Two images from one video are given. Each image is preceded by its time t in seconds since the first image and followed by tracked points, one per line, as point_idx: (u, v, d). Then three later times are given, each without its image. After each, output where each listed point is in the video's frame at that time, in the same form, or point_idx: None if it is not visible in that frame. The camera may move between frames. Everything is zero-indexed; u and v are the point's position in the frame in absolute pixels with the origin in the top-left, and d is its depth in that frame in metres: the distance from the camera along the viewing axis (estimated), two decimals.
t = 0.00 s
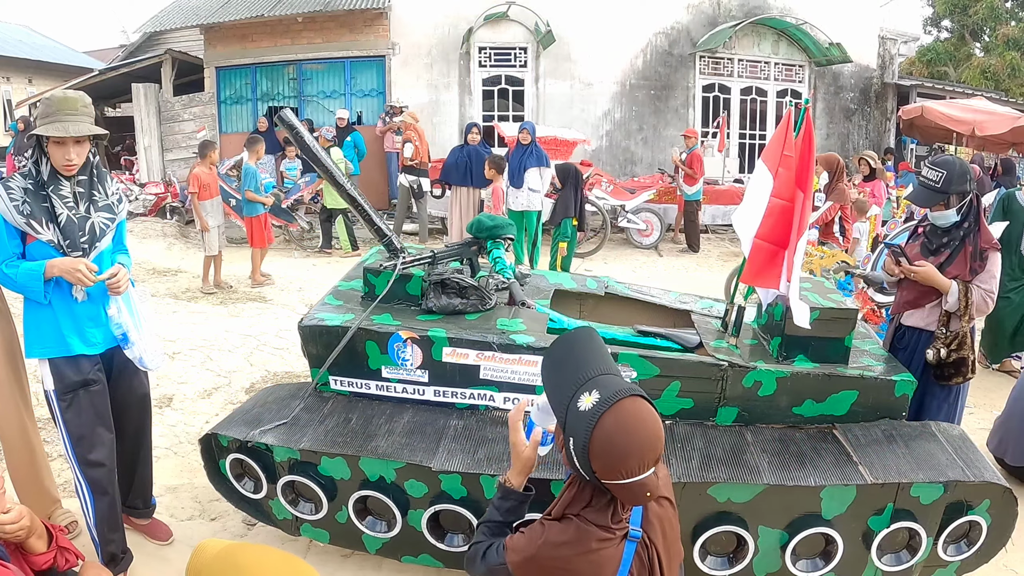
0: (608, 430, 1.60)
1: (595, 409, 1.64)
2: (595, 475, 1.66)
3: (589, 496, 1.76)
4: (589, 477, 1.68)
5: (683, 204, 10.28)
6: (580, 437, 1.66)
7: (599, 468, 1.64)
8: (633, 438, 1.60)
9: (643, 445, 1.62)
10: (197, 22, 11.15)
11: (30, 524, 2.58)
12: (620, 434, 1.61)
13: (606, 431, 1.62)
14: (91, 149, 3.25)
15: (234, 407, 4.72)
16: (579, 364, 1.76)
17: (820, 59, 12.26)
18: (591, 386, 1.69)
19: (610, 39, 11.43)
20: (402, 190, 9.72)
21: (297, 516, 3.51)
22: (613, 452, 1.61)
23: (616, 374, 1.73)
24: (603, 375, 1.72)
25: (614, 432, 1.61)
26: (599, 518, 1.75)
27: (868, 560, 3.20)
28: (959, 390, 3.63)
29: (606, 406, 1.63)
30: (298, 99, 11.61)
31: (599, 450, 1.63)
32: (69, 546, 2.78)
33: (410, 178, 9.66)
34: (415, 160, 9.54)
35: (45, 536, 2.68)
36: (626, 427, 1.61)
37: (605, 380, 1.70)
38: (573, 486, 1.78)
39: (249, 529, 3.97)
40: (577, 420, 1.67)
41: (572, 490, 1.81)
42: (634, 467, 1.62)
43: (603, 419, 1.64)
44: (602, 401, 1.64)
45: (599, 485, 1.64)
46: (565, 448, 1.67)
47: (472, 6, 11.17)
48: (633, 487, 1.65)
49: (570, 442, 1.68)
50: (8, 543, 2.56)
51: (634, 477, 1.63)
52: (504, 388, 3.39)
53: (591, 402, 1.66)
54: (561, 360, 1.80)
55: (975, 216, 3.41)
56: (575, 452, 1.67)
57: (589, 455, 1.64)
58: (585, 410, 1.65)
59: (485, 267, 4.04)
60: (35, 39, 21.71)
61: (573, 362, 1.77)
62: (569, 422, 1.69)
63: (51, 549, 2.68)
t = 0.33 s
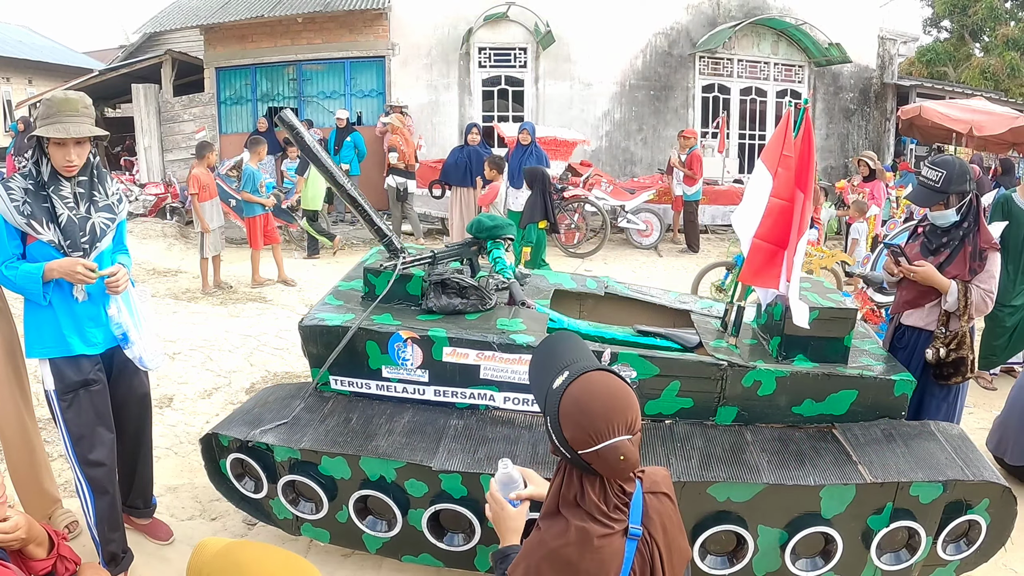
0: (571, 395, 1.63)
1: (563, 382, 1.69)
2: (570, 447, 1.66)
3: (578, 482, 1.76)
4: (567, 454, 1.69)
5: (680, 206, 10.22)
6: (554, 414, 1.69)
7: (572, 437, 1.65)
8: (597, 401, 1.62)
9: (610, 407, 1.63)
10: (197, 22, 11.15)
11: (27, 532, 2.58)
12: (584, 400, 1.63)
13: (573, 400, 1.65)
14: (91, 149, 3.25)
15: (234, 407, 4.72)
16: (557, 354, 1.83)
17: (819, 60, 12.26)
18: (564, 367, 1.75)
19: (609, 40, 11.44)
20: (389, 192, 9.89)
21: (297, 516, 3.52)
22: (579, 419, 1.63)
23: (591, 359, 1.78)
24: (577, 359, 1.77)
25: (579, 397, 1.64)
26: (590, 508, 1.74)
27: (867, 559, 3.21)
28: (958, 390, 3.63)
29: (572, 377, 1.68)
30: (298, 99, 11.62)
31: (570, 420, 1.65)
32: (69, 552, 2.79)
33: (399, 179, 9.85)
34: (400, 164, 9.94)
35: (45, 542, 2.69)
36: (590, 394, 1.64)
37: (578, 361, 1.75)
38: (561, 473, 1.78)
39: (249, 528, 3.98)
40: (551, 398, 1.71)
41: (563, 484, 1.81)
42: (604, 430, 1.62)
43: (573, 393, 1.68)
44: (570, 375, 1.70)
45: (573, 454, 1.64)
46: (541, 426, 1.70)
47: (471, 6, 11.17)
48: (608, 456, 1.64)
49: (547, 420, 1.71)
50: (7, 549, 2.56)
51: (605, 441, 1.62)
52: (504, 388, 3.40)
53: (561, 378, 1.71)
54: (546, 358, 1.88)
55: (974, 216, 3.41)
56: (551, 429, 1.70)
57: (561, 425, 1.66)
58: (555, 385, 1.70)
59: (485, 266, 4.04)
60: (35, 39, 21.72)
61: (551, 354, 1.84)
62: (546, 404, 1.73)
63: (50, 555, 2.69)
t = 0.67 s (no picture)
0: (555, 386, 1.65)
1: (549, 377, 1.71)
2: (560, 439, 1.67)
3: (571, 477, 1.77)
4: (558, 448, 1.69)
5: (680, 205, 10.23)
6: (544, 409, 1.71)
7: (562, 428, 1.66)
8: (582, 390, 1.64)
9: (595, 396, 1.65)
10: (198, 22, 11.17)
11: (44, 530, 2.59)
12: (570, 390, 1.66)
13: (560, 392, 1.68)
14: (91, 148, 3.26)
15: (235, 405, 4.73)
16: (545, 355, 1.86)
17: (820, 59, 12.26)
18: (549, 364, 1.77)
19: (610, 39, 11.44)
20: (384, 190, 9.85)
21: (298, 513, 3.53)
22: (567, 410, 1.65)
23: (575, 356, 1.81)
24: (561, 357, 1.80)
25: (565, 389, 1.66)
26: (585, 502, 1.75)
27: (867, 557, 3.22)
28: (958, 388, 3.63)
29: (557, 371, 1.71)
30: (299, 98, 11.63)
31: (560, 412, 1.67)
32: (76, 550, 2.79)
33: (393, 178, 9.82)
34: (395, 164, 9.87)
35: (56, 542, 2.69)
36: (575, 384, 1.67)
37: (562, 358, 1.78)
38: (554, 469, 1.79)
39: (250, 526, 3.98)
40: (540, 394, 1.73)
41: (558, 481, 1.82)
42: (591, 418, 1.64)
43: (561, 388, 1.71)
44: (555, 370, 1.72)
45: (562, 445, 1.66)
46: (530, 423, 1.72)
47: (472, 6, 11.17)
48: (597, 444, 1.65)
49: (536, 417, 1.73)
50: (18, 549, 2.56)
51: (594, 429, 1.64)
52: (504, 386, 3.40)
53: (547, 375, 1.74)
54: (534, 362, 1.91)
55: (974, 214, 3.41)
56: (541, 424, 1.71)
57: (550, 418, 1.68)
58: (542, 382, 1.72)
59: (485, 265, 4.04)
60: (36, 39, 21.74)
61: (536, 356, 1.87)
62: (534, 402, 1.75)
63: (59, 555, 2.69)
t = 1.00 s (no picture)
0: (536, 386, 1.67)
1: (533, 377, 1.73)
2: (540, 438, 1.68)
3: (555, 477, 1.77)
4: (539, 447, 1.70)
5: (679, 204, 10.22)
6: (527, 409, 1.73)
7: (540, 428, 1.68)
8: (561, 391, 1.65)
9: (576, 396, 1.66)
10: (197, 21, 11.17)
11: (37, 527, 2.59)
12: (550, 390, 1.67)
13: (541, 392, 1.69)
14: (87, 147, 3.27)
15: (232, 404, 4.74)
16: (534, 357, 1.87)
17: (819, 57, 12.25)
18: (538, 364, 1.78)
19: (609, 38, 11.43)
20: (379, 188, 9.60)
21: (295, 513, 3.54)
22: (547, 409, 1.66)
23: (565, 357, 1.81)
24: (550, 358, 1.80)
25: (546, 389, 1.68)
26: (569, 502, 1.76)
27: (864, 557, 3.22)
28: (955, 387, 3.62)
29: (540, 371, 1.72)
30: (298, 98, 11.64)
31: (541, 411, 1.68)
32: (71, 548, 2.80)
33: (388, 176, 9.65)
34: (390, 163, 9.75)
35: (50, 537, 2.70)
36: (555, 385, 1.68)
37: (551, 358, 1.79)
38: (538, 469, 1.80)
39: (248, 525, 4.00)
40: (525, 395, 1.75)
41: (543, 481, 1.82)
42: (570, 418, 1.65)
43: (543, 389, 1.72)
44: (540, 370, 1.73)
45: (541, 444, 1.67)
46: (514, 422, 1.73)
47: (470, 5, 11.16)
48: (575, 445, 1.66)
49: (520, 416, 1.74)
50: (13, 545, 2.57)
51: (571, 429, 1.65)
52: (500, 385, 3.40)
53: (533, 375, 1.75)
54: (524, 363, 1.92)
55: (971, 213, 3.41)
56: (524, 424, 1.72)
57: (531, 417, 1.69)
58: (528, 381, 1.74)
59: (481, 264, 4.04)
60: (36, 39, 21.73)
61: (531, 355, 1.88)
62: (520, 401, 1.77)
63: (54, 550, 2.70)
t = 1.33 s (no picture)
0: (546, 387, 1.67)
1: (536, 382, 1.74)
2: (558, 439, 1.68)
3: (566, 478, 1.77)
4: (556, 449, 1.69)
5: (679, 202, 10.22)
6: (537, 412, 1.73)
7: (558, 427, 1.68)
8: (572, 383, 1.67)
9: (589, 390, 1.69)
10: (196, 21, 11.17)
11: (37, 528, 2.60)
12: (564, 387, 1.70)
13: (552, 392, 1.72)
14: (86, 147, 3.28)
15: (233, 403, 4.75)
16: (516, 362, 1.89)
17: (819, 56, 12.26)
18: (531, 370, 1.80)
19: (609, 37, 11.43)
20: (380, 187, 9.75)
21: (296, 511, 3.55)
22: (565, 407, 1.67)
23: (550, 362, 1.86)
24: (537, 365, 1.84)
25: (557, 388, 1.70)
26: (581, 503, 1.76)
27: (863, 554, 3.23)
28: (953, 385, 3.63)
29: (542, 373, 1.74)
30: (298, 97, 11.64)
31: (555, 410, 1.70)
32: (72, 549, 2.81)
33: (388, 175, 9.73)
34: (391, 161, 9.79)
35: (49, 539, 2.71)
36: (567, 382, 1.70)
37: (541, 363, 1.82)
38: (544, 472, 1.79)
39: (249, 524, 4.01)
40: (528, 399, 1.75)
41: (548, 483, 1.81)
42: (590, 413, 1.67)
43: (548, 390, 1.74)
44: (540, 373, 1.76)
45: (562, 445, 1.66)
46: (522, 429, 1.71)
47: (469, 4, 11.15)
48: (597, 440, 1.68)
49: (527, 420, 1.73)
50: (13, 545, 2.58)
51: (592, 423, 1.67)
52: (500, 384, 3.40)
53: (532, 380, 1.77)
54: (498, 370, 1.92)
55: (969, 212, 3.42)
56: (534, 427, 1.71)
57: (545, 419, 1.69)
58: (529, 386, 1.75)
59: (481, 262, 4.04)
60: (35, 38, 21.70)
61: (510, 367, 1.90)
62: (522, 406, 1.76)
63: (54, 551, 2.71)
